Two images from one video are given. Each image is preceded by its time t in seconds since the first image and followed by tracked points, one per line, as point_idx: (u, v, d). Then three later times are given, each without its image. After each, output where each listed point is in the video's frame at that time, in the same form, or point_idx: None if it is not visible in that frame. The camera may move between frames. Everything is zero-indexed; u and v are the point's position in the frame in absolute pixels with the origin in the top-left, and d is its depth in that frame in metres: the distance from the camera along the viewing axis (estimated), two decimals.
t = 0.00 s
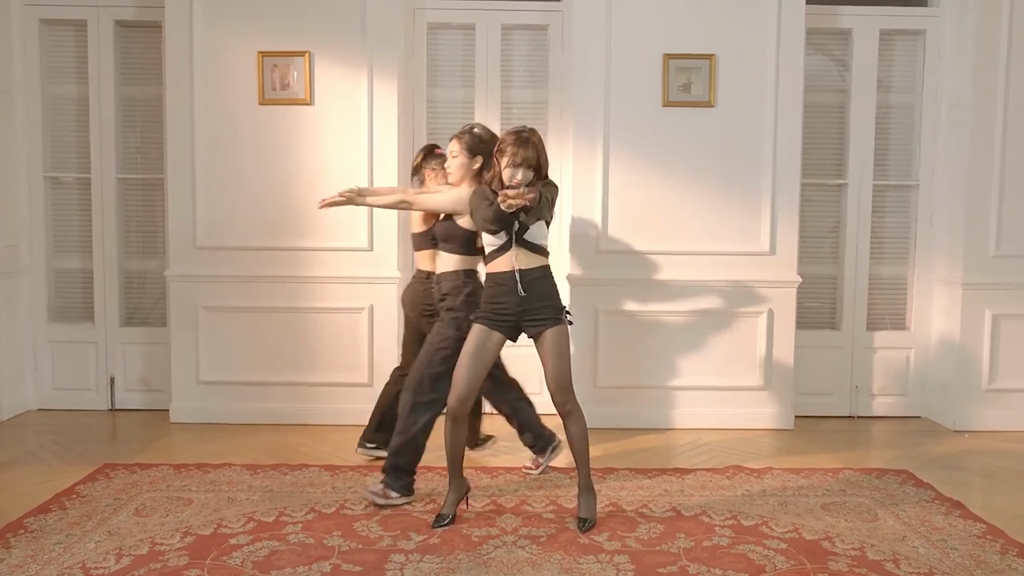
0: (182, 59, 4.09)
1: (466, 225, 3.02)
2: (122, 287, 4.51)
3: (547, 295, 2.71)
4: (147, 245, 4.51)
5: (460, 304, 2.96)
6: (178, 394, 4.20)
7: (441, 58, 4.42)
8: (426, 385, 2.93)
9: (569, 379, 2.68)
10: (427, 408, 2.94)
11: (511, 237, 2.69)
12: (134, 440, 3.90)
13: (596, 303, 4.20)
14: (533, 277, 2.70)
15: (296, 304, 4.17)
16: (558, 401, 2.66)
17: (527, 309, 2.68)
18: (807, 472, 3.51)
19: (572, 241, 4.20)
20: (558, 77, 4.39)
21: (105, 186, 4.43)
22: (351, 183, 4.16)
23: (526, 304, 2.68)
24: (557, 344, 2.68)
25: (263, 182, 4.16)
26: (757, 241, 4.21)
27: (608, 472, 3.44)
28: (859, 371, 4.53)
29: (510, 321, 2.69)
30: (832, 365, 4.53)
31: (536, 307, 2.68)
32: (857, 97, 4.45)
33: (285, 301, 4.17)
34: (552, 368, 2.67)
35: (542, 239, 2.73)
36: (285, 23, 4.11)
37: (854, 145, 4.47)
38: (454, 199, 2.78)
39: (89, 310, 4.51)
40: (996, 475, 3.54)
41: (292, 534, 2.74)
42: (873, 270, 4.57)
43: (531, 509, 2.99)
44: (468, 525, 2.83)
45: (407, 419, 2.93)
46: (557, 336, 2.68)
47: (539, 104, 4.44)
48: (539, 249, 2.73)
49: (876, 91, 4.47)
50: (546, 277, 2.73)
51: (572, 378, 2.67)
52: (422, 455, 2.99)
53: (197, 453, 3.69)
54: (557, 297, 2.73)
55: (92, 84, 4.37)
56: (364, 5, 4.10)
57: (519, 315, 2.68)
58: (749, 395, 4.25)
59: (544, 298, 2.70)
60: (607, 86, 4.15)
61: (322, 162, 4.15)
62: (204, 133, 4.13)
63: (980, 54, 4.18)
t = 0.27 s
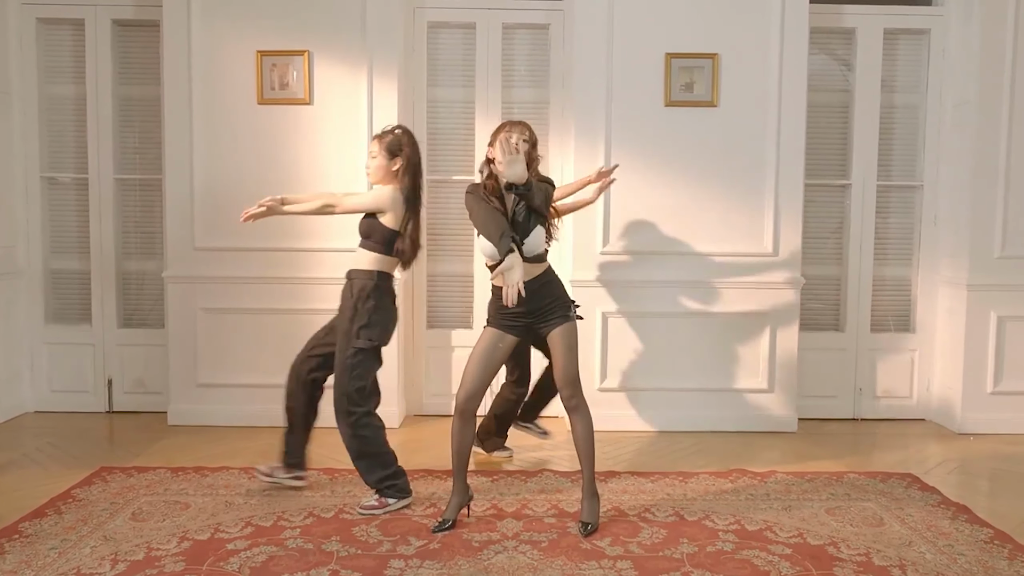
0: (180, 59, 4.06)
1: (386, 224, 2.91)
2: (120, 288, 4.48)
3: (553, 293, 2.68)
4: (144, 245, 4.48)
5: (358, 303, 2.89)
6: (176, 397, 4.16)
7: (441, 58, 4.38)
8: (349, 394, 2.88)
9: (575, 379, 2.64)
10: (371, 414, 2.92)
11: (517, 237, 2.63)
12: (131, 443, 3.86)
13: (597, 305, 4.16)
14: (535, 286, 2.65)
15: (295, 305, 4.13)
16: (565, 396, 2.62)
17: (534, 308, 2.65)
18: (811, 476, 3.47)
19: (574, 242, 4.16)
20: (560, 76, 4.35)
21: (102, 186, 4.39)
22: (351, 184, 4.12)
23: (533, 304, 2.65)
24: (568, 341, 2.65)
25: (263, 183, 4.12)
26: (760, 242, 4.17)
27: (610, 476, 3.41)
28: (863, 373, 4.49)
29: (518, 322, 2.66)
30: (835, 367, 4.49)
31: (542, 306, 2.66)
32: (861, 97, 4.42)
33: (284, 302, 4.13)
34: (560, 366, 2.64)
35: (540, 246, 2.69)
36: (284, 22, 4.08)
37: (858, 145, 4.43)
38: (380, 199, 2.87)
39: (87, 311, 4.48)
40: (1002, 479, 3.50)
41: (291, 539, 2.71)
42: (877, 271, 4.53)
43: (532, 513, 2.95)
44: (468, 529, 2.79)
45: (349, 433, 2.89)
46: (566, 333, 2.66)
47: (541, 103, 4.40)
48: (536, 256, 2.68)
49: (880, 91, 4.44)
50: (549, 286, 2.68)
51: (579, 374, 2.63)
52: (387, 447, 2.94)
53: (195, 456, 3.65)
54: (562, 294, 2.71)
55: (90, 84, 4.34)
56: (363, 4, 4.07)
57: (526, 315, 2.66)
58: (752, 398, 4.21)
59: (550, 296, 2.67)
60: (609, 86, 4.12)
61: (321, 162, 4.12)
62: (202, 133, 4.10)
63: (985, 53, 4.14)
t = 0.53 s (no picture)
0: (177, 57, 4.03)
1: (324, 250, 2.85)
2: (117, 289, 4.44)
3: (546, 300, 2.63)
4: (141, 246, 4.45)
5: (287, 323, 2.84)
6: (173, 399, 4.13)
7: (440, 57, 4.35)
8: (306, 408, 2.82)
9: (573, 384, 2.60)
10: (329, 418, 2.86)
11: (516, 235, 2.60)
12: (127, 446, 3.82)
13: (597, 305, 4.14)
14: (529, 284, 2.62)
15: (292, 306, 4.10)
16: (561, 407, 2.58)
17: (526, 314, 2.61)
18: (814, 479, 3.44)
19: (573, 243, 4.13)
20: (560, 75, 4.32)
21: (99, 187, 4.36)
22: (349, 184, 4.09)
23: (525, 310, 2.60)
24: (559, 349, 2.61)
25: (261, 183, 4.09)
26: (762, 242, 4.14)
27: (611, 479, 3.37)
28: (866, 375, 4.46)
29: (508, 327, 2.62)
30: (838, 369, 4.46)
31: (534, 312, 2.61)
32: (863, 97, 4.38)
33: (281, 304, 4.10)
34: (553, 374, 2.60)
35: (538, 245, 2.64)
36: (282, 21, 4.04)
37: (860, 145, 4.40)
38: (315, 224, 2.81)
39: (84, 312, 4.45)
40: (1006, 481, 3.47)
41: (287, 543, 2.67)
42: (879, 271, 4.50)
43: (532, 517, 2.91)
44: (468, 533, 2.76)
45: (318, 442, 2.84)
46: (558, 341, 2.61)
47: (541, 103, 4.37)
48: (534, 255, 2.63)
49: (882, 91, 4.41)
50: (544, 284, 2.64)
51: (574, 384, 2.60)
52: (359, 445, 2.90)
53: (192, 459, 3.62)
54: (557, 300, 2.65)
55: (87, 83, 4.31)
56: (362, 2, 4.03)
57: (518, 319, 2.61)
58: (754, 400, 4.17)
59: (543, 302, 2.62)
60: (609, 85, 4.08)
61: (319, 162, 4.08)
62: (200, 132, 4.07)
63: (989, 52, 4.12)
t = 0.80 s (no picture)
0: (175, 57, 4.00)
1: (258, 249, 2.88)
2: (115, 290, 4.41)
3: (552, 299, 2.60)
4: (139, 248, 4.42)
5: (310, 311, 2.84)
6: (171, 401, 4.10)
7: (440, 57, 4.32)
8: (333, 393, 2.85)
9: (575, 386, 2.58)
10: (358, 407, 2.88)
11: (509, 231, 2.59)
12: (125, 448, 3.80)
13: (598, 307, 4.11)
14: (533, 287, 2.58)
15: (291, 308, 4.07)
16: (562, 406, 2.55)
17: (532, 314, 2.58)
18: (817, 482, 3.41)
19: (575, 244, 4.10)
20: (561, 75, 4.29)
21: (97, 188, 4.33)
22: (348, 185, 4.06)
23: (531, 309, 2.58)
24: (563, 349, 2.58)
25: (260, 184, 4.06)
26: (764, 244, 4.11)
27: (612, 482, 3.34)
28: (869, 377, 4.43)
29: (512, 326, 2.59)
30: (840, 371, 4.43)
31: (541, 311, 2.58)
32: (866, 97, 4.35)
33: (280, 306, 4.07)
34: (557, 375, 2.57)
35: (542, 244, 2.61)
36: (281, 21, 4.02)
37: (863, 146, 4.37)
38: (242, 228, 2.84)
39: (81, 314, 4.42)
40: (1011, 485, 3.44)
41: (286, 548, 2.64)
42: (882, 273, 4.47)
43: (533, 521, 2.88)
44: (468, 538, 2.73)
45: (344, 430, 2.86)
46: (562, 341, 2.58)
47: (541, 103, 4.34)
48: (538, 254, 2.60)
49: (886, 91, 4.38)
50: (548, 286, 2.61)
51: (576, 383, 2.57)
52: (381, 444, 2.91)
53: (189, 462, 3.59)
54: (562, 300, 2.63)
55: (85, 83, 4.28)
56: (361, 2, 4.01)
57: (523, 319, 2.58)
58: (756, 402, 4.14)
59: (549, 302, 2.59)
60: (610, 86, 4.06)
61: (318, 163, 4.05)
62: (198, 133, 4.04)
63: (993, 52, 4.09)
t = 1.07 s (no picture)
0: (173, 57, 3.97)
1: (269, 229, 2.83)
2: (112, 291, 4.39)
3: (554, 298, 2.57)
4: (136, 248, 4.39)
5: (295, 319, 2.82)
6: (168, 403, 4.07)
7: (440, 57, 4.30)
8: (322, 402, 2.83)
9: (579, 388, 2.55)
10: (350, 413, 2.88)
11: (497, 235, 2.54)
12: (122, 451, 3.77)
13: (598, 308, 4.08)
14: (535, 287, 2.55)
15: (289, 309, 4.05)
16: (569, 403, 2.54)
17: (537, 314, 2.55)
18: (820, 485, 3.38)
19: (574, 245, 4.08)
20: (561, 75, 4.26)
21: (94, 188, 4.30)
22: (347, 186, 4.03)
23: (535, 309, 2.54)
24: (569, 346, 2.54)
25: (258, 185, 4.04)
26: (766, 245, 4.08)
27: (613, 485, 3.32)
28: (872, 379, 4.40)
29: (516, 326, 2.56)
30: (842, 373, 4.41)
31: (545, 311, 2.55)
32: (869, 97, 4.33)
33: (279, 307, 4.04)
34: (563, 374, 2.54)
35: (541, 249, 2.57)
36: (279, 20, 3.99)
37: (865, 146, 4.35)
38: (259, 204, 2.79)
39: (79, 315, 4.39)
40: (1015, 487, 3.42)
41: (284, 552, 2.62)
42: (884, 274, 4.44)
43: (533, 525, 2.86)
44: (468, 541, 2.70)
45: (336, 437, 2.86)
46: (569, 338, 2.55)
47: (541, 103, 4.31)
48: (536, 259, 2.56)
49: (888, 91, 4.35)
50: (550, 286, 2.58)
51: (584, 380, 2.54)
52: (375, 449, 2.90)
53: (187, 465, 3.57)
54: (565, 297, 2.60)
55: (82, 83, 4.25)
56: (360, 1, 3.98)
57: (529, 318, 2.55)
58: (758, 404, 4.12)
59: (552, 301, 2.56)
60: (611, 86, 4.03)
61: (317, 163, 4.03)
62: (196, 133, 4.01)
63: (996, 52, 4.07)
